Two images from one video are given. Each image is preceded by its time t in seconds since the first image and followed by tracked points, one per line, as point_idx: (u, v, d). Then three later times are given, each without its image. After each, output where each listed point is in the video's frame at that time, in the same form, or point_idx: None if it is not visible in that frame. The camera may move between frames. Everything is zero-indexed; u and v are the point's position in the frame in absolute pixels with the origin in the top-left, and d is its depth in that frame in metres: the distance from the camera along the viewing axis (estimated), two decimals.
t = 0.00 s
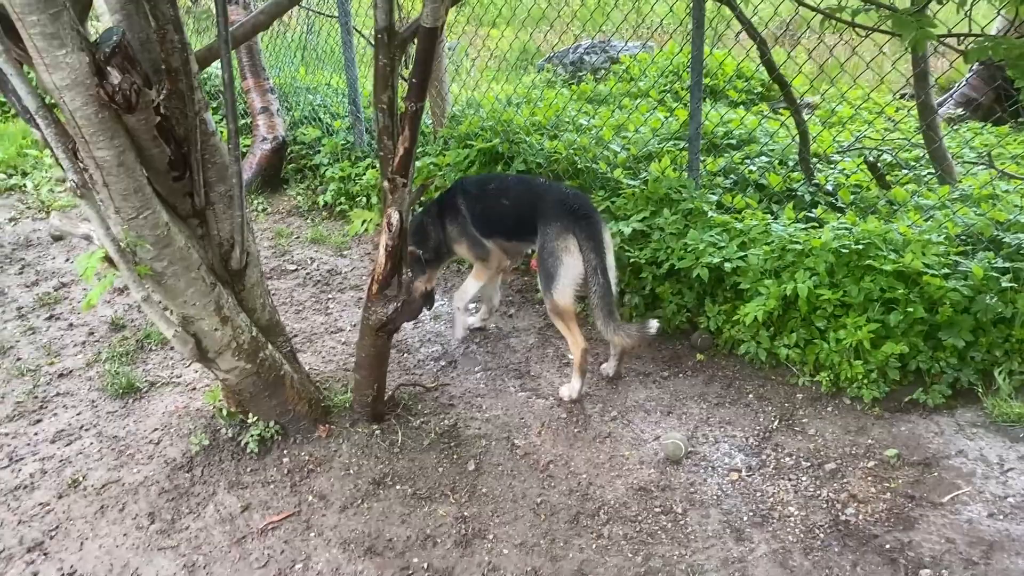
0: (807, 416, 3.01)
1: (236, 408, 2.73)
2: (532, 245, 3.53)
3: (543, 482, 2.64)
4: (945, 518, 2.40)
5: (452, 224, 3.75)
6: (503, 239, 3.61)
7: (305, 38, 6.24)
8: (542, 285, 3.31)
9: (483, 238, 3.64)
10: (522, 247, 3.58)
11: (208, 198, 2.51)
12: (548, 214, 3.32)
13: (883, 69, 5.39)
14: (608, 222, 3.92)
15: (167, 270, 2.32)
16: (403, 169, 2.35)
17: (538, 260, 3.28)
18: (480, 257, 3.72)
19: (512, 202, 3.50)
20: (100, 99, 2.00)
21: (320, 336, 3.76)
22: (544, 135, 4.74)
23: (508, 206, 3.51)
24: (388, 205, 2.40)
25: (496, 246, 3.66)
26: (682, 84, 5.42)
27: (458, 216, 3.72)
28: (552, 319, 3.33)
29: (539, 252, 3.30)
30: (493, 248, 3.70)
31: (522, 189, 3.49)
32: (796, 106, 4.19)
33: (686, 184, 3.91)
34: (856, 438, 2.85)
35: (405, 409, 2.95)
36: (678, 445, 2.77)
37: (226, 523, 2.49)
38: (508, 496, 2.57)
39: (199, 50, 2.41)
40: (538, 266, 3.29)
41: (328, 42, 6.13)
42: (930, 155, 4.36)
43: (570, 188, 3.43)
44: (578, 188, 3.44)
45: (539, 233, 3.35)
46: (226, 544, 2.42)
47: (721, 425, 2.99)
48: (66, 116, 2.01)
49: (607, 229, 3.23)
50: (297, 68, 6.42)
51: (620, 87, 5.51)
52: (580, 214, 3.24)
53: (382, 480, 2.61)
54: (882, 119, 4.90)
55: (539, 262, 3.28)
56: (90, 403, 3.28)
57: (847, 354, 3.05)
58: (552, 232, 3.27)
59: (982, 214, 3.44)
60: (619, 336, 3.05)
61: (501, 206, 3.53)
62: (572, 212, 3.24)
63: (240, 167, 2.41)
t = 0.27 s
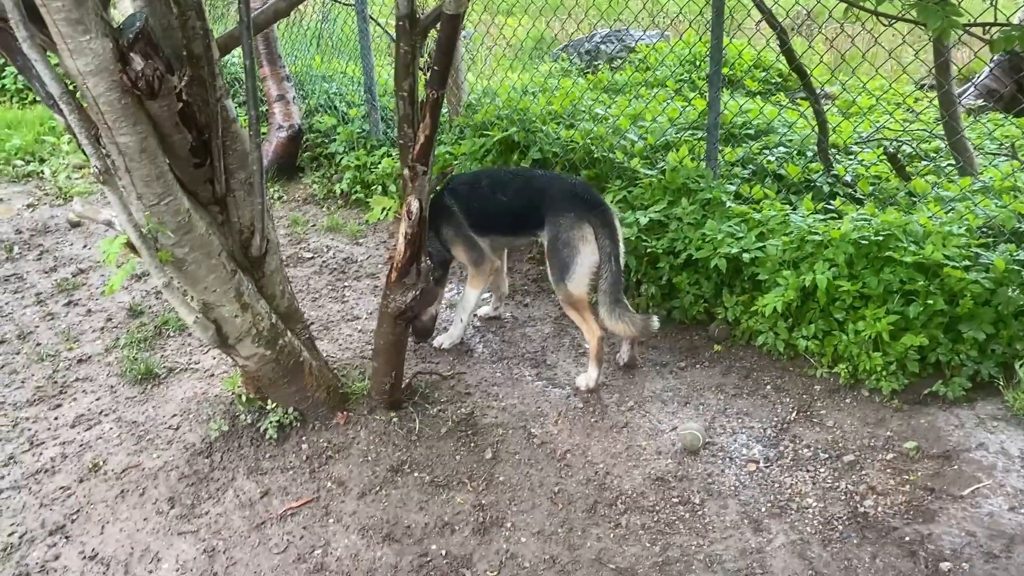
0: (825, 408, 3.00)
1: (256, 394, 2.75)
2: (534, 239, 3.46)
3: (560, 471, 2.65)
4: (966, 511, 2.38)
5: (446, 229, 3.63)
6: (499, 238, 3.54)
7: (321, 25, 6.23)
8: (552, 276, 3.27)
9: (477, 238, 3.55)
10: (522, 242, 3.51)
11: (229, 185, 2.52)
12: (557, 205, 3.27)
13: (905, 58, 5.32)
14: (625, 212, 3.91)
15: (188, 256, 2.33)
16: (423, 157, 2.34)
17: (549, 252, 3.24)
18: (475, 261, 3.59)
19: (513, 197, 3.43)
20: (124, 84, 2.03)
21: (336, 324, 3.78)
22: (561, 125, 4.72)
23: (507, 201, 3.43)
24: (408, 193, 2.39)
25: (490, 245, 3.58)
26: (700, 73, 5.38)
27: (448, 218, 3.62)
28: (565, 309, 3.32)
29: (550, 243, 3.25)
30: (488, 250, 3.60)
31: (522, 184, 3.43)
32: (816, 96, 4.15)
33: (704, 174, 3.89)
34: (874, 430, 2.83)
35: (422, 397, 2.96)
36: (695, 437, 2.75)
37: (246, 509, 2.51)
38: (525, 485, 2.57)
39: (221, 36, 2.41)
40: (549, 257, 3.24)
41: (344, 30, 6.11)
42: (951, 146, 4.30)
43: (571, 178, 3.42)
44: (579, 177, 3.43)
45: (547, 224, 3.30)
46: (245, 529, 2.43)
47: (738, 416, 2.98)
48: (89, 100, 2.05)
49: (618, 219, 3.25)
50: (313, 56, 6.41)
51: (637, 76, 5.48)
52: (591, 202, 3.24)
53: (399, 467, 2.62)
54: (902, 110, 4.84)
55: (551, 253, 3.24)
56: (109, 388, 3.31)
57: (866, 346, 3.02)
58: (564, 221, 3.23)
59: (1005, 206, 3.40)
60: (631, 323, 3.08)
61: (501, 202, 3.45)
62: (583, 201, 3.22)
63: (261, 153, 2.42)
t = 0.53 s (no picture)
0: (846, 403, 2.98)
1: (276, 383, 2.76)
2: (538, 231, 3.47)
3: (580, 463, 2.65)
4: (990, 508, 2.37)
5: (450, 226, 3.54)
6: (502, 229, 3.51)
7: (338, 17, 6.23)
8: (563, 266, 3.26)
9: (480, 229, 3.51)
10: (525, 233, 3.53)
11: (252, 175, 2.53)
12: (571, 196, 3.29)
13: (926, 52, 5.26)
14: (643, 205, 3.90)
15: (212, 246, 2.33)
16: (446, 148, 2.34)
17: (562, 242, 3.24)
18: (480, 256, 3.56)
19: (522, 187, 3.42)
20: (150, 74, 2.02)
21: (354, 315, 3.79)
22: (578, 117, 4.71)
23: (513, 191, 3.43)
24: (431, 185, 2.39)
25: (493, 238, 3.54)
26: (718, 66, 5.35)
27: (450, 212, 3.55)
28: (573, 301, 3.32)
29: (563, 234, 3.24)
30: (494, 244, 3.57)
31: (531, 174, 3.43)
32: (837, 89, 4.12)
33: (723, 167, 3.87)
34: (896, 426, 2.82)
35: (442, 389, 2.97)
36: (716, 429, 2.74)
37: (268, 498, 2.52)
38: (545, 477, 2.58)
39: (247, 26, 2.41)
40: (562, 247, 3.23)
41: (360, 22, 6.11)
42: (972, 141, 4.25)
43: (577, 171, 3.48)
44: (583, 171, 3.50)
45: (559, 214, 3.30)
46: (267, 518, 2.45)
47: (758, 410, 2.97)
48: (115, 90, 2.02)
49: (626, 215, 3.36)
50: (329, 47, 6.41)
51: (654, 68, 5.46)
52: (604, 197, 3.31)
53: (420, 458, 2.62)
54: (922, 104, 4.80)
55: (564, 244, 3.23)
56: (129, 377, 3.33)
57: (887, 341, 3.00)
58: (580, 213, 3.24)
59: None
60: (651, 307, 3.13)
61: (509, 191, 3.43)
62: (598, 195, 3.29)
63: (284, 144, 2.43)
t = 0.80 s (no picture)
0: (869, 400, 2.96)
1: (299, 376, 2.77)
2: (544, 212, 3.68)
3: (602, 458, 2.64)
4: (1019, 506, 2.34)
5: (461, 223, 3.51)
6: (509, 213, 3.66)
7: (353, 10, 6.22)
8: (568, 238, 3.45)
9: (488, 216, 3.59)
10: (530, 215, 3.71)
11: (275, 168, 2.52)
12: (578, 176, 3.53)
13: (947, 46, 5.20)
14: (663, 200, 3.89)
15: (237, 238, 2.33)
16: (472, 141, 2.33)
17: (569, 217, 3.45)
18: (490, 246, 3.57)
19: (531, 170, 3.62)
20: (178, 65, 2.01)
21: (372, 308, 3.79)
22: (596, 111, 4.69)
23: (525, 174, 3.61)
24: (456, 178, 2.38)
25: (501, 227, 3.64)
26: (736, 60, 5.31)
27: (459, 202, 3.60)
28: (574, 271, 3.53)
29: (571, 209, 3.45)
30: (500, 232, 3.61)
31: (539, 158, 3.65)
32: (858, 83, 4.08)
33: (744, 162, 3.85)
34: (920, 423, 2.80)
35: (462, 382, 2.97)
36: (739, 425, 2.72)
37: (291, 491, 2.52)
38: (568, 473, 2.57)
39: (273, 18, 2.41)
40: (570, 221, 3.44)
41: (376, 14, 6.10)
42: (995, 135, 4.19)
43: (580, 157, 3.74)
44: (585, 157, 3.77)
45: (569, 192, 3.51)
46: (291, 510, 2.45)
47: (780, 407, 2.95)
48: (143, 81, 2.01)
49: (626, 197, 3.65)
50: (344, 40, 6.40)
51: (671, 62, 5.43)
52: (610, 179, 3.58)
53: (442, 452, 2.62)
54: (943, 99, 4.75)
55: (571, 218, 3.44)
56: (150, 369, 3.34)
57: (911, 338, 2.97)
58: (590, 191, 3.48)
59: None
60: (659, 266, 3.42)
61: (520, 173, 3.61)
62: (604, 177, 3.55)
63: (309, 136, 2.44)
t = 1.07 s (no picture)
0: (892, 397, 2.94)
1: (320, 372, 2.76)
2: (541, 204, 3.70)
3: (626, 456, 2.63)
4: None
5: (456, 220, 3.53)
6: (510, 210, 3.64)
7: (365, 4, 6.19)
8: (566, 232, 3.54)
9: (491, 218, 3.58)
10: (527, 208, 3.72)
11: (299, 163, 2.51)
12: (578, 169, 3.56)
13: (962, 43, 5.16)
14: (680, 196, 3.88)
15: (261, 233, 2.31)
16: (500, 137, 2.31)
17: (568, 211, 3.52)
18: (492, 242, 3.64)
19: (531, 166, 3.57)
20: (205, 59, 1.99)
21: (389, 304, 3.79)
22: (610, 107, 4.67)
23: (525, 171, 3.56)
24: (482, 173, 2.36)
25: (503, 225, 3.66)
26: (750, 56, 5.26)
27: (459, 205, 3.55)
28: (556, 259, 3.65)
29: (572, 204, 3.51)
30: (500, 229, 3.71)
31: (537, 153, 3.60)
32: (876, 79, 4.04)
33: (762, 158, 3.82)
34: (945, 421, 2.78)
35: (483, 379, 2.96)
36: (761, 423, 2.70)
37: (314, 487, 2.51)
38: (592, 470, 2.56)
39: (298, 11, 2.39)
40: (571, 215, 3.51)
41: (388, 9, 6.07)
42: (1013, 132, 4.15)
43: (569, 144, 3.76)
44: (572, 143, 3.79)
45: (569, 187, 3.54)
46: (315, 506, 2.44)
47: (803, 405, 2.93)
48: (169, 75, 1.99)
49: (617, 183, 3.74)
50: (355, 35, 6.38)
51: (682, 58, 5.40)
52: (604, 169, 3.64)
53: (465, 449, 2.62)
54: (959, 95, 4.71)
55: (571, 212, 3.51)
56: (167, 364, 3.34)
57: (934, 336, 2.95)
58: (589, 184, 3.54)
59: None
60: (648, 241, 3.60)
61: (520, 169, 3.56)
62: (600, 168, 3.60)
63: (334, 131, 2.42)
